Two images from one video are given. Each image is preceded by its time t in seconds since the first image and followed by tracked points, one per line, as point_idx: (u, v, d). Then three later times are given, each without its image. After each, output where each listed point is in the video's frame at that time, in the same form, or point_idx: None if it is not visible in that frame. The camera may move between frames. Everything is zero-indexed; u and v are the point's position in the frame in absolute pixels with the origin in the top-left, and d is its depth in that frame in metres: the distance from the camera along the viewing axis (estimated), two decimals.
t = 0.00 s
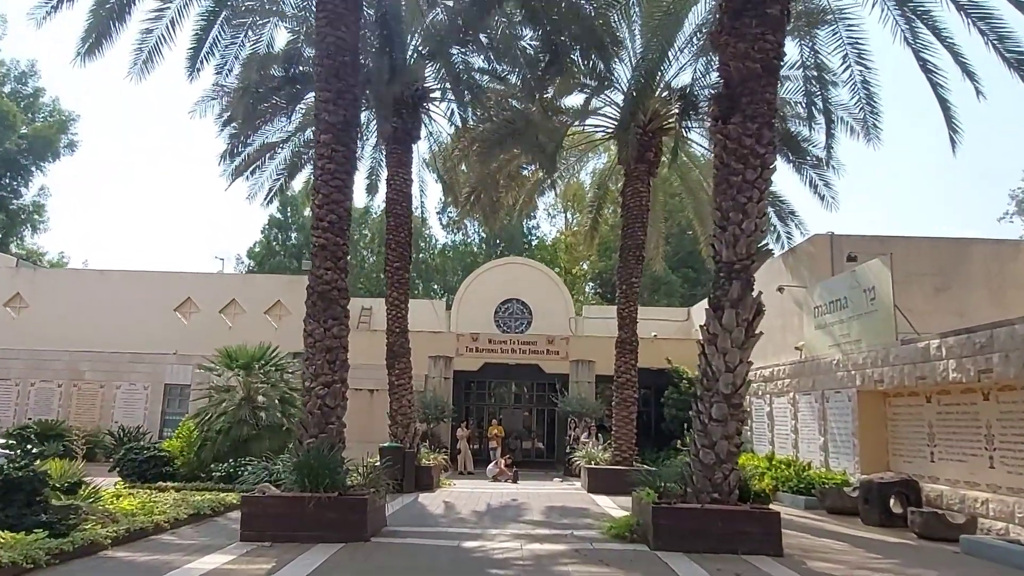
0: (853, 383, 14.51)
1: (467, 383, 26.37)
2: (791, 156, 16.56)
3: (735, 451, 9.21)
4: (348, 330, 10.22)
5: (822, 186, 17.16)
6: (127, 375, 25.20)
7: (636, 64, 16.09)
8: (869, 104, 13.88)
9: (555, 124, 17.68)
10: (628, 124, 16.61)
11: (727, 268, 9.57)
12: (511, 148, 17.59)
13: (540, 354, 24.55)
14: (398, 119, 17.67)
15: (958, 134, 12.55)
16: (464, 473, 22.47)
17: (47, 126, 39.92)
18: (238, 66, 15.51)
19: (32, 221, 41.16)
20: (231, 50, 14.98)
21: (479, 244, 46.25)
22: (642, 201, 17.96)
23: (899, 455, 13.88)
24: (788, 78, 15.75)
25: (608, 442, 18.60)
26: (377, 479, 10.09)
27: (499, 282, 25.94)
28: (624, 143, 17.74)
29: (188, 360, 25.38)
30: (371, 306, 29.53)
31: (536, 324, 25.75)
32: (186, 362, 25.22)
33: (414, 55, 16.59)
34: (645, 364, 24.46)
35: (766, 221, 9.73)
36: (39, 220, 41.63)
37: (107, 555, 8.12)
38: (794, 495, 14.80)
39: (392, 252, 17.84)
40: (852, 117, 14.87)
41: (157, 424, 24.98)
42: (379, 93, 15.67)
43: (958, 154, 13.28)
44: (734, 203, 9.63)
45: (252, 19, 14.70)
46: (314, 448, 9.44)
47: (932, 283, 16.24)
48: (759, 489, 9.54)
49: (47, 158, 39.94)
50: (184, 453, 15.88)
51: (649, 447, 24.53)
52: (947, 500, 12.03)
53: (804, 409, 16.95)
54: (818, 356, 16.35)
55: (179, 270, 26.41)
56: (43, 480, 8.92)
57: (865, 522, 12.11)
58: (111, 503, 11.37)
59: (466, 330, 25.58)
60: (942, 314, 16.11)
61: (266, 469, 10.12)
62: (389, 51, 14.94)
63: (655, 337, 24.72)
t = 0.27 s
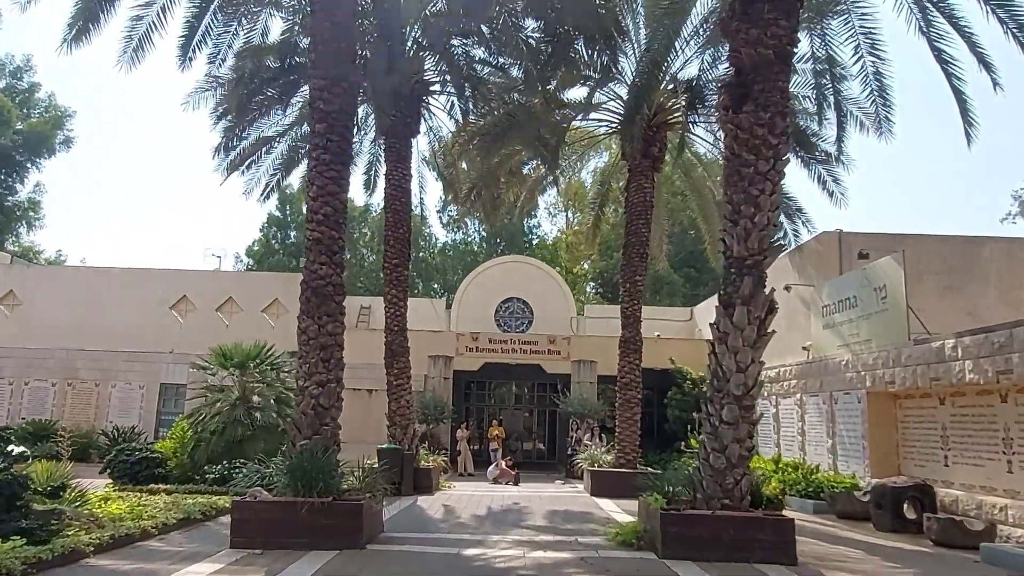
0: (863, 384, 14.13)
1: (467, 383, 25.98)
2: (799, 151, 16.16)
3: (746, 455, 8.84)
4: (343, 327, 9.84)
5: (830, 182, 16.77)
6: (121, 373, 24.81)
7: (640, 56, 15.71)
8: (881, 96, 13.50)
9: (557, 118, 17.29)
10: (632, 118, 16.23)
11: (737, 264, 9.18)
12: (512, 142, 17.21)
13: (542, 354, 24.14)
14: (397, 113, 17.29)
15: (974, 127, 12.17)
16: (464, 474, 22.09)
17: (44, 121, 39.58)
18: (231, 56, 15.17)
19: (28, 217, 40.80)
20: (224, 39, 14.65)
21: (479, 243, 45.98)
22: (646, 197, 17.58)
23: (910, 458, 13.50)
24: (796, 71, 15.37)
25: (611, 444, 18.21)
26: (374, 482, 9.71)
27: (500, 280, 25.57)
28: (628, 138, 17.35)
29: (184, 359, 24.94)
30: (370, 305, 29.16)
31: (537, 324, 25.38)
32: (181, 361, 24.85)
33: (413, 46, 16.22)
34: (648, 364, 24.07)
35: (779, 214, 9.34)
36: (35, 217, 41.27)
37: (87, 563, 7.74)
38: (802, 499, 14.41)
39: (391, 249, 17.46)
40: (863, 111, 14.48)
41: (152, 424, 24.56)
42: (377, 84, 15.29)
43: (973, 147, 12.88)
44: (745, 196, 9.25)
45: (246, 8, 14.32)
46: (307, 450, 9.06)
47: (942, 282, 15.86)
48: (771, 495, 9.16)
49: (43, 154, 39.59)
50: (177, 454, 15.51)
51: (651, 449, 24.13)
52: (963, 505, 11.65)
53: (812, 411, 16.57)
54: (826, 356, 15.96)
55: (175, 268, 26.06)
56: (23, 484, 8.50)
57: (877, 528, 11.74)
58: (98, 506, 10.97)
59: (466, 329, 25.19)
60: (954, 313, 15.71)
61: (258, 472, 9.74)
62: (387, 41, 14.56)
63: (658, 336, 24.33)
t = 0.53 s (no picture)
0: (875, 379, 13.76)
1: (469, 377, 25.62)
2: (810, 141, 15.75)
3: (758, 451, 8.48)
4: (339, 317, 9.48)
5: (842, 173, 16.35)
6: (118, 364, 24.49)
7: (648, 42, 15.31)
8: (896, 84, 13.08)
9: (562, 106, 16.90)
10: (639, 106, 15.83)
11: (750, 253, 8.80)
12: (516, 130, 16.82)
13: (545, 348, 23.75)
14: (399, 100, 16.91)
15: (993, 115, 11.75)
16: (464, 469, 21.75)
17: (44, 110, 39.25)
18: (229, 40, 14.78)
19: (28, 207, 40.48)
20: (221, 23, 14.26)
21: (482, 236, 45.62)
22: (652, 187, 17.19)
23: (923, 455, 13.15)
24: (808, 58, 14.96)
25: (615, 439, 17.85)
26: (370, 477, 9.35)
27: (503, 273, 25.21)
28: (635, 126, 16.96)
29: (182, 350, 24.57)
30: (371, 298, 28.80)
31: (540, 317, 25.03)
32: (178, 352, 24.45)
33: (415, 31, 15.82)
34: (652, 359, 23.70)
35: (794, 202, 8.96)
36: (35, 206, 40.95)
37: (67, 561, 7.42)
38: (811, 496, 14.03)
39: (391, 239, 17.09)
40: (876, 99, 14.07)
41: (149, 415, 24.25)
42: (377, 70, 14.90)
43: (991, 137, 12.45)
44: (759, 182, 8.86)
45: None
46: (301, 444, 8.72)
47: (955, 276, 15.45)
48: (783, 493, 8.80)
49: (43, 143, 39.26)
50: (171, 447, 15.19)
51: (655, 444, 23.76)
52: (978, 504, 11.28)
53: (820, 406, 16.19)
54: (836, 351, 15.58)
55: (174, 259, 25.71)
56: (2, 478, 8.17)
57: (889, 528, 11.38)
58: (85, 500, 10.64)
59: (468, 322, 24.83)
60: (967, 308, 15.30)
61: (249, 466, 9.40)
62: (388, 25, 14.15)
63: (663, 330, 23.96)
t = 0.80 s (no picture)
0: (885, 380, 13.35)
1: (467, 377, 25.21)
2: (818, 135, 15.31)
3: (768, 456, 8.08)
4: (330, 313, 9.07)
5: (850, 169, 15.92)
6: (110, 363, 24.07)
7: (651, 33, 14.89)
8: (908, 75, 12.66)
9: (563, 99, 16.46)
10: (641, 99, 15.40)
11: (760, 248, 8.39)
12: (515, 124, 16.41)
13: (544, 347, 23.32)
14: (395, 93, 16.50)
15: (1010, 107, 11.32)
16: (462, 470, 21.35)
17: (39, 107, 38.81)
18: (219, 29, 14.34)
19: (21, 204, 40.05)
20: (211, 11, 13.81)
21: (481, 235, 45.25)
22: (654, 183, 16.78)
23: (935, 459, 12.76)
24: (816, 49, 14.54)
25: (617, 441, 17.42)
26: (362, 481, 8.94)
27: (502, 272, 24.80)
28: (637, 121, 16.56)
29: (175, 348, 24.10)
30: (368, 296, 28.42)
31: (540, 316, 24.63)
32: (171, 350, 24.01)
33: (412, 21, 15.39)
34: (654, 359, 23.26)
35: (805, 194, 8.53)
36: (29, 203, 40.52)
37: (39, 571, 7.00)
38: (818, 500, 13.61)
39: (386, 236, 16.66)
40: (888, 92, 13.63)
41: (141, 415, 23.83)
42: (372, 61, 14.48)
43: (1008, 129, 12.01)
44: (769, 175, 8.45)
45: None
46: (288, 446, 8.31)
47: (965, 274, 15.04)
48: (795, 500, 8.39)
49: (38, 140, 38.83)
50: (160, 447, 14.79)
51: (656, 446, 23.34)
52: (994, 510, 10.87)
53: (827, 407, 15.78)
54: (843, 351, 15.17)
55: (167, 256, 25.30)
56: None
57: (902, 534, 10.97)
58: (66, 504, 10.22)
59: (466, 321, 24.41)
60: (978, 307, 14.89)
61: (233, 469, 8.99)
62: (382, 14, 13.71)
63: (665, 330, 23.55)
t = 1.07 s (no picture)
0: (895, 370, 12.99)
1: (464, 365, 24.82)
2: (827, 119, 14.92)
3: (781, 446, 7.70)
4: (321, 296, 8.66)
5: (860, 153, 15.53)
6: (102, 350, 23.64)
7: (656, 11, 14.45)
8: (924, 52, 12.28)
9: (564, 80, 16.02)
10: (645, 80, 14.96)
11: (773, 229, 8.00)
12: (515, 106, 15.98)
13: (543, 335, 22.94)
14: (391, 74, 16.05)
15: None
16: (459, 460, 20.98)
17: (31, 91, 38.23)
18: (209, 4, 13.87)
19: (14, 190, 39.51)
20: None
21: (479, 223, 44.80)
22: (657, 167, 16.36)
23: (950, 451, 12.44)
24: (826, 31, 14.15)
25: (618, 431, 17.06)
26: (353, 471, 8.53)
27: (500, 260, 24.41)
28: (640, 104, 16.13)
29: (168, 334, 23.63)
30: (363, 284, 28.03)
31: (538, 304, 24.24)
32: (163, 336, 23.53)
33: None
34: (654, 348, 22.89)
35: (820, 173, 8.13)
36: (22, 190, 40.00)
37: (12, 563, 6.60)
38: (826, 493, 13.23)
39: (382, 220, 16.24)
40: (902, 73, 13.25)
41: (134, 402, 23.42)
42: (367, 37, 14.02)
43: None
44: (783, 152, 8.05)
45: None
46: (277, 433, 7.92)
47: (976, 262, 14.66)
48: (808, 492, 8.00)
49: (30, 125, 38.26)
50: (150, 435, 14.39)
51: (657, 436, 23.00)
52: (1011, 503, 10.52)
53: (833, 397, 15.42)
54: (852, 340, 14.81)
55: (158, 241, 24.83)
56: None
57: (915, 528, 10.61)
58: (48, 493, 9.81)
59: (464, 309, 24.02)
60: (989, 295, 14.52)
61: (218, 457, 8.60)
62: None
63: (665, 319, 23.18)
